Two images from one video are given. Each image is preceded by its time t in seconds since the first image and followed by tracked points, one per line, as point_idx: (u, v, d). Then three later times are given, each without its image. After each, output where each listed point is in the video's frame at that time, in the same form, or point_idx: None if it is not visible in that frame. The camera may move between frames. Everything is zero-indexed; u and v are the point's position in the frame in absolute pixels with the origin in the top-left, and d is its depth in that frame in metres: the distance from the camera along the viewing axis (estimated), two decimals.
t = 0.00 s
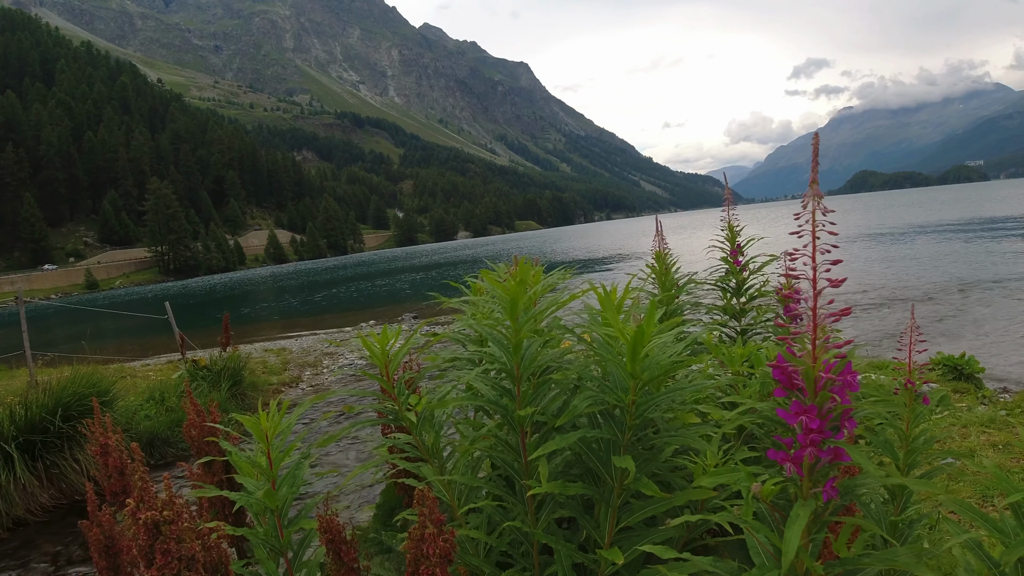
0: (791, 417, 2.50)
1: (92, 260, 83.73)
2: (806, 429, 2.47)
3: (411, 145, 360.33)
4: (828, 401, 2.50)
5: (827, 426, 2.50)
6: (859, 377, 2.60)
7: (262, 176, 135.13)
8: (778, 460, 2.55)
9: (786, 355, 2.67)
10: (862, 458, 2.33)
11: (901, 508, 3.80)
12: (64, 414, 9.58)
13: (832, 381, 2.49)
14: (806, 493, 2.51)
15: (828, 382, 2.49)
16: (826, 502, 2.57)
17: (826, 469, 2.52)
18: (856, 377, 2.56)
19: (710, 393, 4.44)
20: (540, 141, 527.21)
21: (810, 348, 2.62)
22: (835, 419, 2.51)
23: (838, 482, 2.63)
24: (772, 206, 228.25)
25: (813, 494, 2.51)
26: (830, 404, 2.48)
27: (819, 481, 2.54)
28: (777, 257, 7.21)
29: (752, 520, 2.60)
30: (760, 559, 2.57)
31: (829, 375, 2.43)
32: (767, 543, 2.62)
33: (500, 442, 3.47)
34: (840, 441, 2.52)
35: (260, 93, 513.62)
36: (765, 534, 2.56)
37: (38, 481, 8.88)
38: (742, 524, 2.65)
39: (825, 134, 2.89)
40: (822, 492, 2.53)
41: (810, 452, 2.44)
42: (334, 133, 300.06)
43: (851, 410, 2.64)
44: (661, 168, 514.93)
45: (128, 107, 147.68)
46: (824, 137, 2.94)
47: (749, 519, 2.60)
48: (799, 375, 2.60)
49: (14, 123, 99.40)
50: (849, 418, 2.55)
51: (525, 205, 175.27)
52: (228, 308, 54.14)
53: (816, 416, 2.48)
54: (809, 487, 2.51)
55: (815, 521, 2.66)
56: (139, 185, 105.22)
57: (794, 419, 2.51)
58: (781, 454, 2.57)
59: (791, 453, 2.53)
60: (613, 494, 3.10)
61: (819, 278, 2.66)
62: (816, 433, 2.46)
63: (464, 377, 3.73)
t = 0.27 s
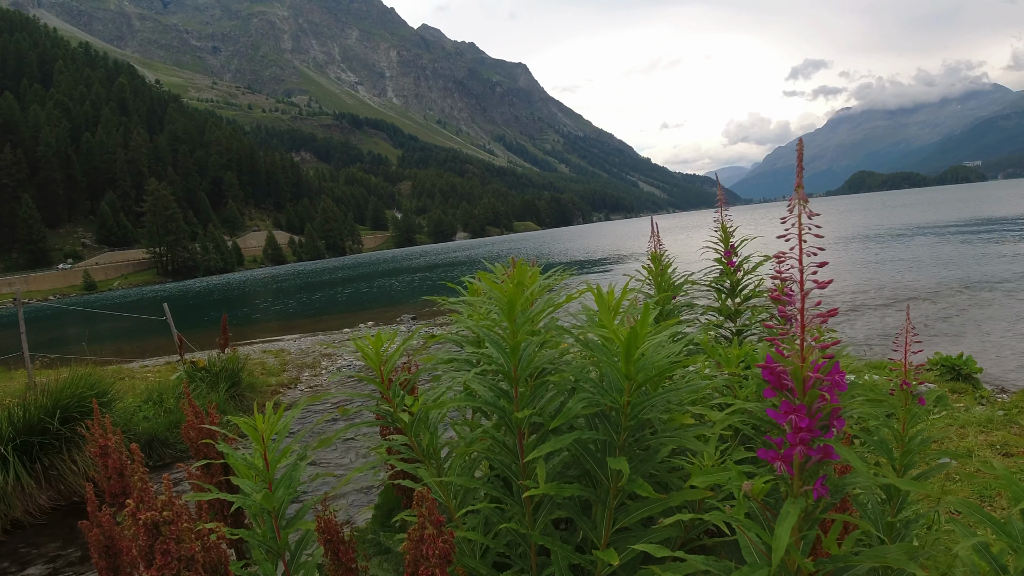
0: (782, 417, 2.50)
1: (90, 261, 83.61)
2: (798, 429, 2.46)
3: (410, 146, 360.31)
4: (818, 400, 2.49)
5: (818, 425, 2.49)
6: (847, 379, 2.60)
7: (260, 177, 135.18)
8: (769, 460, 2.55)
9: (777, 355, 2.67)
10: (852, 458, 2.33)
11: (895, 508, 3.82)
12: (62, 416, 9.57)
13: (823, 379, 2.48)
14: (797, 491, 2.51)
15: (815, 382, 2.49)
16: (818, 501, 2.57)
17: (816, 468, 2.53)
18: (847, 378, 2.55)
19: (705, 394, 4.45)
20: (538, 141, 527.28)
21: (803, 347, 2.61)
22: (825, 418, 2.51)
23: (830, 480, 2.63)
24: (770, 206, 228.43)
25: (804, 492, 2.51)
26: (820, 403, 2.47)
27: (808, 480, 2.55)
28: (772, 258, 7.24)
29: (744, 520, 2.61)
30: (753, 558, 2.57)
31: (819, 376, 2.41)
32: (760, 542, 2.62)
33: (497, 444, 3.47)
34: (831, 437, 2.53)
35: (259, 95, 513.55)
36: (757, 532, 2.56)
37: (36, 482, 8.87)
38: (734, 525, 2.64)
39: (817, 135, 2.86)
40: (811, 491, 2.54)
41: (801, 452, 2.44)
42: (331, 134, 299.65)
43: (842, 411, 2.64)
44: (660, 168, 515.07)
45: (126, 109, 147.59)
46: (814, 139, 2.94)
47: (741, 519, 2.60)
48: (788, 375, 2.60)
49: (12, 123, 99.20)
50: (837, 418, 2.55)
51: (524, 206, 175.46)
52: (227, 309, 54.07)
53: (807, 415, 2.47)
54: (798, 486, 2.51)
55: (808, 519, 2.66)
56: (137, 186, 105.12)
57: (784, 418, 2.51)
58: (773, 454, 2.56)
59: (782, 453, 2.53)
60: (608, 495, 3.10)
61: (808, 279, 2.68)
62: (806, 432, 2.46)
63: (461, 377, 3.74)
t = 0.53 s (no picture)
0: (794, 418, 2.52)
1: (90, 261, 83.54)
2: (808, 431, 2.48)
3: (410, 146, 360.30)
4: (831, 402, 2.50)
5: (833, 426, 2.50)
6: (859, 380, 2.60)
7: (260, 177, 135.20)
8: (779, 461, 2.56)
9: (789, 356, 2.67)
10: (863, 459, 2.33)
11: (897, 507, 3.84)
12: (63, 416, 9.58)
13: (837, 380, 2.49)
14: (807, 492, 2.53)
15: (827, 382, 2.50)
16: (824, 500, 2.58)
17: (827, 469, 2.53)
18: (858, 379, 2.56)
19: (706, 394, 4.47)
20: (538, 141, 527.31)
21: (813, 348, 2.61)
22: (838, 419, 2.52)
23: (839, 481, 2.63)
24: (769, 206, 228.50)
25: (814, 492, 2.52)
26: (832, 404, 2.48)
27: (820, 480, 2.55)
28: (771, 259, 7.27)
29: (751, 519, 2.62)
30: (760, 558, 2.57)
31: (833, 377, 2.42)
32: (765, 542, 2.64)
33: (499, 444, 3.48)
34: (843, 439, 2.53)
35: (258, 95, 513.36)
36: (765, 532, 2.57)
37: (37, 483, 8.87)
38: (742, 524, 2.65)
39: (827, 136, 2.87)
40: (822, 492, 2.55)
41: (812, 452, 2.45)
42: (331, 133, 299.18)
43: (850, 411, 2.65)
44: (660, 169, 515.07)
45: (126, 109, 147.45)
46: (818, 142, 2.95)
47: (748, 518, 2.61)
48: (800, 376, 2.61)
49: (12, 124, 99.02)
50: (850, 419, 2.55)
51: (524, 206, 175.60)
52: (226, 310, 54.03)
53: (820, 416, 2.48)
54: (811, 485, 2.52)
55: (815, 519, 2.67)
56: (137, 187, 105.04)
57: (798, 418, 2.52)
58: (781, 455, 2.57)
59: (791, 453, 2.55)
60: (611, 495, 3.11)
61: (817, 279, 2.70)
62: (818, 433, 2.47)
63: (461, 378, 3.75)
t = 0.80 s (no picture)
0: (794, 418, 2.52)
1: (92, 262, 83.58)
2: (808, 430, 2.48)
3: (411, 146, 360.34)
4: (831, 402, 2.50)
5: (831, 427, 2.50)
6: (859, 379, 2.60)
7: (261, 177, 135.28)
8: (781, 460, 2.56)
9: (790, 356, 2.67)
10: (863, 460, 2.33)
11: (897, 507, 3.85)
12: (66, 416, 9.61)
13: (838, 381, 2.49)
14: (807, 492, 2.53)
15: (827, 383, 2.49)
16: (826, 500, 2.58)
17: (825, 469, 2.54)
18: (857, 380, 2.57)
19: (709, 395, 4.46)
20: (539, 141, 527.21)
21: (815, 349, 2.61)
22: (838, 419, 2.52)
23: (838, 483, 2.63)
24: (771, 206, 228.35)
25: (816, 493, 2.52)
26: (834, 405, 2.47)
27: (820, 481, 2.56)
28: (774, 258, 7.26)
29: (751, 518, 2.62)
30: (760, 557, 2.58)
31: (834, 377, 2.41)
32: (766, 543, 2.62)
33: (501, 442, 3.48)
34: (844, 438, 2.53)
35: (260, 95, 513.55)
36: (765, 532, 2.57)
37: (39, 482, 8.89)
38: (742, 524, 2.65)
39: (827, 137, 2.87)
40: (822, 491, 2.55)
41: (813, 452, 2.45)
42: (333, 133, 299.22)
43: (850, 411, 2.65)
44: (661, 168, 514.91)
45: (127, 110, 147.47)
46: (820, 143, 2.95)
47: (749, 518, 2.61)
48: (802, 376, 2.61)
49: (14, 124, 99.06)
50: (853, 419, 2.54)
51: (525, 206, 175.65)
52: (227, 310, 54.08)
53: (820, 416, 2.48)
54: (809, 486, 2.53)
55: (816, 519, 2.67)
56: (139, 187, 105.14)
57: (797, 419, 2.53)
58: (784, 454, 2.57)
59: (792, 453, 2.55)
60: (613, 496, 3.11)
61: (820, 281, 2.70)
62: (819, 433, 2.47)
63: (464, 378, 3.76)
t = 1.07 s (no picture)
0: (787, 415, 2.51)
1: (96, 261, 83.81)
2: (801, 428, 2.48)
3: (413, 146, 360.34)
4: (824, 400, 2.49)
5: (824, 423, 2.49)
6: (852, 378, 2.60)
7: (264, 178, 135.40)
8: (774, 458, 2.56)
9: (783, 354, 2.66)
10: (855, 458, 2.33)
11: (899, 507, 3.83)
12: (69, 416, 9.62)
13: (829, 379, 2.49)
14: (800, 490, 2.54)
15: (821, 380, 2.50)
16: (820, 500, 2.58)
17: (821, 466, 2.54)
18: (851, 378, 2.56)
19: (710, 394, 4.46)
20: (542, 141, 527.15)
21: (806, 349, 2.61)
22: (830, 417, 2.51)
23: (830, 480, 2.63)
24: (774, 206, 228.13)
25: (807, 491, 2.53)
26: (825, 402, 2.48)
27: (813, 479, 2.57)
28: (776, 257, 7.25)
29: (747, 515, 2.61)
30: (755, 554, 2.57)
31: (824, 374, 2.42)
32: (764, 540, 2.61)
33: (503, 441, 3.47)
34: (837, 436, 2.53)
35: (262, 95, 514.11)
36: (761, 529, 2.56)
37: (44, 481, 8.92)
38: (737, 521, 2.64)
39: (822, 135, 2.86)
40: (815, 489, 2.56)
41: (805, 449, 2.45)
42: (336, 133, 299.60)
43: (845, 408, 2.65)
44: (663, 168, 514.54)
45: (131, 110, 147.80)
46: (818, 141, 2.94)
47: (744, 515, 2.61)
48: (794, 374, 2.60)
49: (19, 125, 99.29)
50: (846, 417, 2.54)
51: (527, 206, 175.67)
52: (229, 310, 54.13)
53: (811, 414, 2.48)
54: (802, 484, 2.54)
55: (812, 516, 2.66)
56: (142, 188, 105.36)
57: (790, 417, 2.52)
58: (776, 452, 2.57)
59: (786, 450, 2.55)
60: (613, 495, 3.11)
61: (814, 281, 2.71)
62: (812, 430, 2.46)
63: (464, 375, 3.75)
